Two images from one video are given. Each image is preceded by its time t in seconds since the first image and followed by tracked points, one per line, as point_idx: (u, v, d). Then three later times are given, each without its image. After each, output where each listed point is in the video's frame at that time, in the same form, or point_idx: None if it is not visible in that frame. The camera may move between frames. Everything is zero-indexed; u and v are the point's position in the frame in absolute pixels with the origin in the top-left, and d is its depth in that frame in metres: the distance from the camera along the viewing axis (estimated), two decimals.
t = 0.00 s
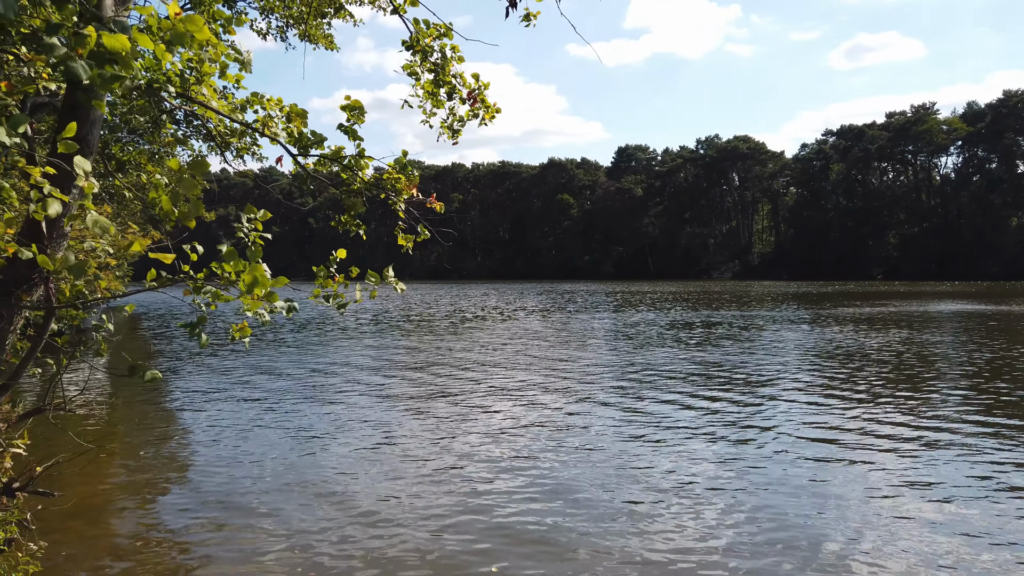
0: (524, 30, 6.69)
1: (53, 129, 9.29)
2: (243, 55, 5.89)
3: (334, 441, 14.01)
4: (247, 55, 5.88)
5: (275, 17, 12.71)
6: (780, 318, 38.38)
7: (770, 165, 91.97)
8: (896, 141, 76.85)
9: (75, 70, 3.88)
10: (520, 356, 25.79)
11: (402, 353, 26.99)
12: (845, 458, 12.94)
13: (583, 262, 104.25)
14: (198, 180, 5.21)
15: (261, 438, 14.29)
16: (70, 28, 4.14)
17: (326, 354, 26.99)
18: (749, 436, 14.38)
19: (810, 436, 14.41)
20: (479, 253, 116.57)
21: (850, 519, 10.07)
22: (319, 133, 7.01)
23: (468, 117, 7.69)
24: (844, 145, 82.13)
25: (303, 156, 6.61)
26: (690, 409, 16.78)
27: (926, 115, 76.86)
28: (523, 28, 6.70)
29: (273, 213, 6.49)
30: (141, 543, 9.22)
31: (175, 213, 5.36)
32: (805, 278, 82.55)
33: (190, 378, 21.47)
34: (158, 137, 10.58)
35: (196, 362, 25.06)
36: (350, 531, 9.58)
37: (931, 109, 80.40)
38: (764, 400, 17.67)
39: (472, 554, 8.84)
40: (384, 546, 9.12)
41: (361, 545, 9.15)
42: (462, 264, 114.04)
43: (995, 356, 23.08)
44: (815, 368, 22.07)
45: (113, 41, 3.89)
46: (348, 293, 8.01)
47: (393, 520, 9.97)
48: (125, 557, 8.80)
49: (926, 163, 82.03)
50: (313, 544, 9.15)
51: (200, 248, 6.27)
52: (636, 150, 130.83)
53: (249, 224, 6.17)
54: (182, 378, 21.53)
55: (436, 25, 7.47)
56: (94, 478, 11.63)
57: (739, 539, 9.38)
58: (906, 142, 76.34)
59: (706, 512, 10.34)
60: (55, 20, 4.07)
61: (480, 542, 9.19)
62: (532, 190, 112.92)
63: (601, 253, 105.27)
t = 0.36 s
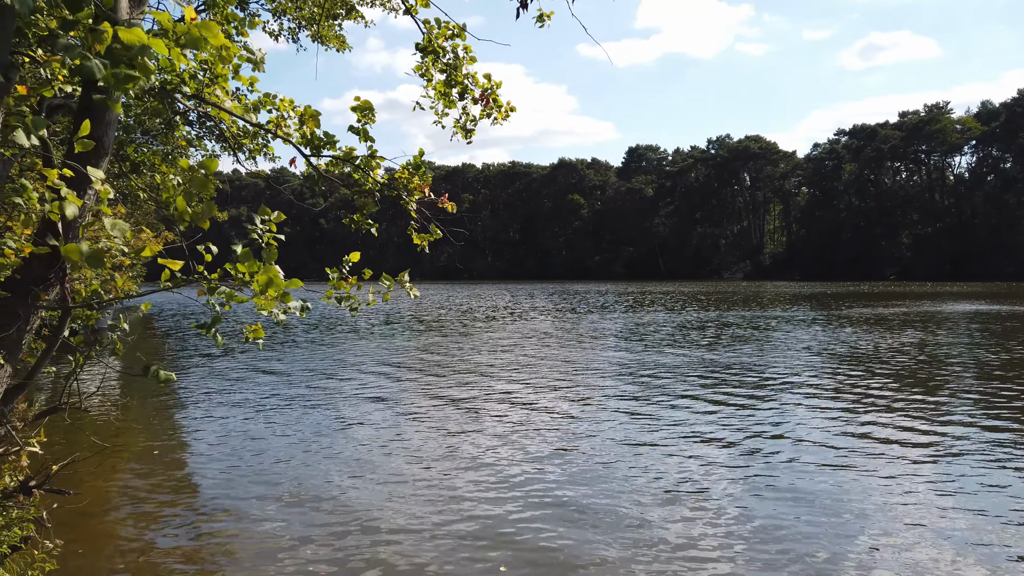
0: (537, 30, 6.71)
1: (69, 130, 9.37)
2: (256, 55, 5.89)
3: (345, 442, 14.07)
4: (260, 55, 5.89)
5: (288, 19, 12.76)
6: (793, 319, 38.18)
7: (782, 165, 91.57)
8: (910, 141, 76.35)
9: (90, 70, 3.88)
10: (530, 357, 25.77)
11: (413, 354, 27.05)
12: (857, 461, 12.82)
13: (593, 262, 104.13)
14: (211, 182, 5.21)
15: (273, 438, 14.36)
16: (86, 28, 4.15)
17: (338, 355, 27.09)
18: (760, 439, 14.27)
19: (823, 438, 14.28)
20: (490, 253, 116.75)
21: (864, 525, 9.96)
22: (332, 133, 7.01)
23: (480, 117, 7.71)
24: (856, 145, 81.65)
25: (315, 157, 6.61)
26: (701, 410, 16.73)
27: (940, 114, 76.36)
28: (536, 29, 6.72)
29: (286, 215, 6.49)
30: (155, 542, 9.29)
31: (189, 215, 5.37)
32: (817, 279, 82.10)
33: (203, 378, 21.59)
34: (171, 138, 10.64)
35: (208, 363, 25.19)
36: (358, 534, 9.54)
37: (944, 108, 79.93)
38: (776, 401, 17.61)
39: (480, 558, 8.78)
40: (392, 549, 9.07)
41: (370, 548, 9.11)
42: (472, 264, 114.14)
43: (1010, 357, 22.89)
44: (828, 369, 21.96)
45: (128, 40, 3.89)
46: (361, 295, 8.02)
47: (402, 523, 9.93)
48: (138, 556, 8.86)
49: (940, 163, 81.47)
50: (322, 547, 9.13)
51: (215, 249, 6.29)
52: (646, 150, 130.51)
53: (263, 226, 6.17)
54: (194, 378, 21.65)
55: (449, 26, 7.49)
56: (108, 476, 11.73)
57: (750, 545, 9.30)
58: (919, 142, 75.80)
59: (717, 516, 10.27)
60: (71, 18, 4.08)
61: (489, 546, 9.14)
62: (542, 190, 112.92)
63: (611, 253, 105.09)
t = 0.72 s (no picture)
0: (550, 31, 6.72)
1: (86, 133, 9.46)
2: (271, 56, 5.91)
3: (356, 442, 14.13)
4: (274, 57, 5.90)
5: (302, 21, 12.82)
6: (807, 320, 38.04)
7: (795, 165, 91.16)
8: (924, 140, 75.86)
9: (108, 66, 3.89)
10: (543, 358, 25.79)
11: (425, 355, 27.14)
12: (872, 464, 12.69)
13: (604, 262, 104.01)
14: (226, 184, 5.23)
15: (285, 438, 14.44)
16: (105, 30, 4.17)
17: (350, 355, 27.22)
18: (773, 441, 14.18)
19: (837, 440, 14.16)
20: (501, 254, 116.84)
21: (880, 528, 9.83)
22: (345, 136, 7.04)
23: (493, 119, 7.72)
24: (870, 144, 81.17)
25: (329, 158, 6.63)
26: (712, 411, 16.69)
27: (954, 114, 75.84)
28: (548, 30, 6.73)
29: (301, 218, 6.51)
30: (168, 541, 9.34)
31: (204, 216, 5.38)
32: (830, 279, 81.64)
33: (217, 379, 21.76)
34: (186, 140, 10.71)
35: (222, 363, 25.37)
36: (368, 536, 9.51)
37: (959, 107, 79.37)
38: (788, 402, 17.55)
39: (491, 561, 8.72)
40: (404, 551, 9.04)
41: (381, 551, 9.07)
42: (483, 264, 114.29)
43: None
44: (841, 370, 21.86)
45: (145, 36, 3.89)
46: (375, 297, 8.03)
47: (412, 525, 9.89)
48: (151, 555, 8.91)
49: (955, 162, 80.83)
50: (334, 548, 9.11)
51: (229, 250, 6.32)
52: (658, 150, 130.44)
53: (277, 228, 6.19)
54: (209, 378, 21.82)
55: (462, 27, 7.51)
56: (122, 475, 11.84)
57: (764, 549, 9.20)
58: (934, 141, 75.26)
59: (730, 520, 10.17)
60: (89, 17, 4.08)
61: (500, 549, 9.08)
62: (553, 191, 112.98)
63: (623, 253, 104.94)
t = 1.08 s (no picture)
0: (562, 34, 6.74)
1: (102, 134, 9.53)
2: (286, 57, 5.92)
3: (368, 441, 14.20)
4: (290, 58, 5.92)
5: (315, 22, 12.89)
6: (821, 320, 37.88)
7: (807, 165, 90.82)
8: (938, 140, 75.46)
9: (125, 68, 3.92)
10: (555, 358, 25.84)
11: (437, 355, 27.22)
12: (886, 465, 12.55)
13: (615, 262, 103.81)
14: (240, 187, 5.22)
15: (298, 437, 14.54)
16: (121, 31, 4.16)
17: (363, 355, 27.34)
18: (786, 442, 14.07)
19: (850, 442, 14.03)
20: (511, 254, 116.89)
21: (896, 532, 9.70)
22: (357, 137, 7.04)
23: (504, 121, 7.73)
24: (883, 144, 80.77)
25: (341, 158, 6.64)
26: (724, 412, 16.67)
27: (969, 113, 75.38)
28: (561, 33, 6.74)
29: (317, 221, 6.51)
30: (182, 539, 9.41)
31: (219, 217, 5.38)
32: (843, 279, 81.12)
33: (230, 379, 21.89)
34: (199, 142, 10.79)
35: (236, 363, 25.53)
36: (379, 538, 9.47)
37: (973, 106, 78.76)
38: (800, 403, 17.49)
39: (502, 564, 8.64)
40: (414, 553, 8.99)
41: (392, 552, 9.02)
42: (493, 265, 114.29)
43: None
44: (854, 370, 21.79)
45: (162, 38, 3.92)
46: (389, 298, 8.02)
47: (422, 526, 9.84)
48: (165, 553, 8.97)
49: (969, 162, 80.27)
50: (345, 549, 9.07)
51: (244, 252, 6.34)
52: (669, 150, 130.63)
53: (294, 230, 6.18)
54: (222, 378, 21.96)
55: (474, 29, 7.52)
56: (135, 473, 11.93)
57: (778, 551, 9.10)
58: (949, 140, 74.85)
59: (743, 522, 10.08)
60: (103, 20, 4.09)
61: (511, 551, 9.01)
62: (564, 191, 113.24)
63: (633, 253, 104.72)
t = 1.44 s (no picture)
0: (574, 36, 6.72)
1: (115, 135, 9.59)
2: (298, 59, 5.92)
3: (378, 441, 14.25)
4: (302, 59, 5.92)
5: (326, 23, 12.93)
6: (834, 321, 37.71)
7: (819, 165, 90.40)
8: (952, 139, 74.95)
9: (142, 74, 3.93)
10: (565, 359, 25.82)
11: (447, 355, 27.26)
12: (899, 469, 12.42)
13: (625, 263, 103.59)
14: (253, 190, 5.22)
15: (308, 436, 14.60)
16: (137, 38, 4.17)
17: (374, 355, 27.42)
18: (797, 445, 13.94)
19: (863, 445, 13.91)
20: (521, 254, 116.86)
21: (910, 538, 9.57)
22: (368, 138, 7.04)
23: (514, 123, 7.73)
24: (896, 143, 80.28)
25: (352, 159, 6.64)
26: (734, 413, 16.61)
27: (983, 112, 74.83)
28: (572, 35, 6.72)
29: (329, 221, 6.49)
30: (195, 538, 9.46)
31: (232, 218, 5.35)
32: (855, 280, 80.57)
33: (242, 378, 21.98)
34: (210, 143, 10.83)
35: (247, 363, 25.63)
36: (387, 540, 9.43)
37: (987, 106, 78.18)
38: (811, 405, 17.40)
39: (511, 567, 8.58)
40: (423, 556, 8.93)
41: (400, 554, 8.98)
42: (503, 265, 114.26)
43: None
44: (867, 372, 21.67)
45: (178, 43, 3.92)
46: (402, 298, 7.99)
47: (432, 528, 9.80)
48: (178, 551, 9.02)
49: (983, 162, 79.65)
50: (354, 551, 9.02)
51: (257, 251, 6.34)
52: (680, 150, 130.47)
53: (305, 231, 6.16)
54: (234, 377, 22.05)
55: (485, 31, 7.53)
56: (147, 472, 12.02)
57: (790, 555, 9.04)
58: (963, 140, 74.33)
59: (755, 525, 9.99)
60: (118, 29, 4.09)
61: (520, 554, 8.96)
62: (574, 192, 113.60)
63: (644, 253, 104.45)
